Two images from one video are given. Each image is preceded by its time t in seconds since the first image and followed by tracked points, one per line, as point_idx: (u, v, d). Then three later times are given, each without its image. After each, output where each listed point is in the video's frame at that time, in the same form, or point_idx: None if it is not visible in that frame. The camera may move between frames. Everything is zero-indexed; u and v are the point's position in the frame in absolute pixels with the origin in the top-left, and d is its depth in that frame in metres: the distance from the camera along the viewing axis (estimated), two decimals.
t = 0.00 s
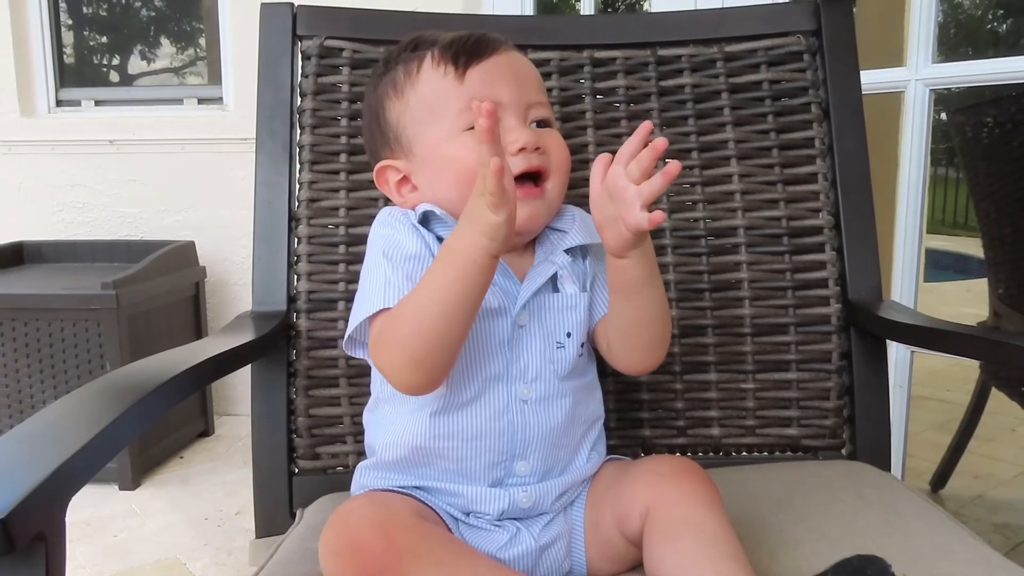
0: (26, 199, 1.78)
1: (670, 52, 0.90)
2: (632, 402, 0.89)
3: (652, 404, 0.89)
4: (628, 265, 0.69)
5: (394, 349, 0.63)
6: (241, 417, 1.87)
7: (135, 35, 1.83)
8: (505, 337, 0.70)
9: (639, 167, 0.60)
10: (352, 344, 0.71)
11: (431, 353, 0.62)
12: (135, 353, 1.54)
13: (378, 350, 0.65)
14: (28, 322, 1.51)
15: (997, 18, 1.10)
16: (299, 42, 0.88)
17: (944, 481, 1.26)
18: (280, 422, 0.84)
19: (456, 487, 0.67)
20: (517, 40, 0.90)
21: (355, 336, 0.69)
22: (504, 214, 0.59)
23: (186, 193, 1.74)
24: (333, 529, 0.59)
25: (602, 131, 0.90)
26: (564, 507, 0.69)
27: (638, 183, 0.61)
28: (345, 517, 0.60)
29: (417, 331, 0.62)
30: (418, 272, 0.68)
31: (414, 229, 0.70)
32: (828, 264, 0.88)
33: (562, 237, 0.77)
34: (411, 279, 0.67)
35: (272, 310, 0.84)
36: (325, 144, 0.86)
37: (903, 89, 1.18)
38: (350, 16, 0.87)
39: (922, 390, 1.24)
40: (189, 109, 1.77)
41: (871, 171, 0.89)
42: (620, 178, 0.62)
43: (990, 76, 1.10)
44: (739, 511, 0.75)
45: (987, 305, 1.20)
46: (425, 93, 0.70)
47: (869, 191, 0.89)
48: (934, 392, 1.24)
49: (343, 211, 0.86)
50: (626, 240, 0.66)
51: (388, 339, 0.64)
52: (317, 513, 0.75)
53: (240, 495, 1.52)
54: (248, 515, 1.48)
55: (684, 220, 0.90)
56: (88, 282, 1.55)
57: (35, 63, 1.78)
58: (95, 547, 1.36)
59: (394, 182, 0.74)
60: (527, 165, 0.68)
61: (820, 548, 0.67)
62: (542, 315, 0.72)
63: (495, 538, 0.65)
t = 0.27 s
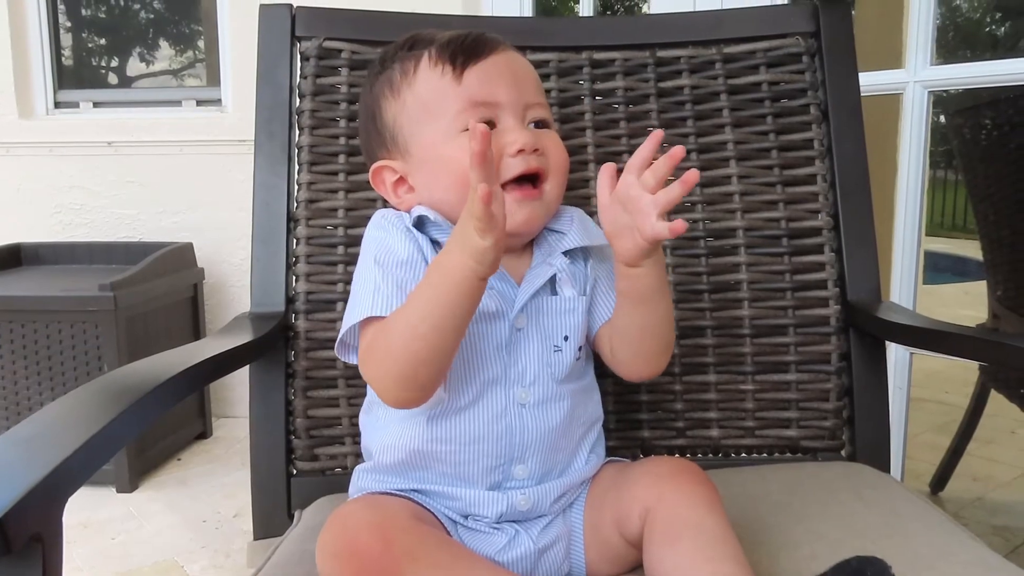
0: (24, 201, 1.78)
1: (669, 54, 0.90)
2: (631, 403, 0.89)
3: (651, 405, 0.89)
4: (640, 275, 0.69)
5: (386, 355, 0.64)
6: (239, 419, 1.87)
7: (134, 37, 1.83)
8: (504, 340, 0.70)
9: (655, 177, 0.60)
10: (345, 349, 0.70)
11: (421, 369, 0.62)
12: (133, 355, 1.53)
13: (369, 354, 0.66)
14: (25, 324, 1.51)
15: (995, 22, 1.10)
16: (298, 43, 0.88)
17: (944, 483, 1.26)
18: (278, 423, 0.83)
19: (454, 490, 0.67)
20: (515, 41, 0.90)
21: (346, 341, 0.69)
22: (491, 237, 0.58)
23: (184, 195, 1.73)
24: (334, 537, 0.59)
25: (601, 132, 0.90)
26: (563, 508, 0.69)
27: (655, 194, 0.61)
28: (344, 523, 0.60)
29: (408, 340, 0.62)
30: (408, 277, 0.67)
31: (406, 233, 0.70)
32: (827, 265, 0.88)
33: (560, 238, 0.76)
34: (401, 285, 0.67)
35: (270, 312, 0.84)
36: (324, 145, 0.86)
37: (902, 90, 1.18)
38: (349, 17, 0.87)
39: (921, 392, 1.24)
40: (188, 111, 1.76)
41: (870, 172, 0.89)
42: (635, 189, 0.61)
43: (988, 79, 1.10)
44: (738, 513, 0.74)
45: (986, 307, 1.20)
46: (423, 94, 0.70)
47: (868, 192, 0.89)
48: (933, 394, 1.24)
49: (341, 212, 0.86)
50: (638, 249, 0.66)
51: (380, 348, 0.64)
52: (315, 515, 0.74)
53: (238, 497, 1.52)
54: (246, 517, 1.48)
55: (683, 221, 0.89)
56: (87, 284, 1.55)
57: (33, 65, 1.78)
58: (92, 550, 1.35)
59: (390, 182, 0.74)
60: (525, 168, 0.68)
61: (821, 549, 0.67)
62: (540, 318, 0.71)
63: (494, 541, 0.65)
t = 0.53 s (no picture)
0: (21, 202, 1.78)
1: (663, 55, 0.90)
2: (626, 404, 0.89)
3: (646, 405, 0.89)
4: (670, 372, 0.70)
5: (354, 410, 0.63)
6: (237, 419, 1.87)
7: (131, 37, 1.83)
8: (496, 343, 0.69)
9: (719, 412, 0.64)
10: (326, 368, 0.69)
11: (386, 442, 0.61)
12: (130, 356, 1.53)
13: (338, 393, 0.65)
14: (22, 326, 1.51)
15: (993, 21, 1.09)
16: (293, 45, 0.88)
17: (941, 482, 1.27)
18: (273, 424, 0.83)
19: (446, 492, 0.67)
20: (511, 42, 0.90)
21: (326, 362, 0.67)
22: (423, 417, 0.54)
23: (182, 196, 1.73)
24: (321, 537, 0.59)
25: (595, 133, 0.90)
26: (556, 508, 0.69)
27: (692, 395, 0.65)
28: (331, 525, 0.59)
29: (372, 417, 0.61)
30: (379, 302, 0.67)
31: (385, 249, 0.71)
32: (821, 265, 0.88)
33: (551, 241, 0.77)
34: (367, 312, 0.67)
35: (265, 313, 0.84)
36: (318, 146, 0.86)
37: (897, 90, 1.18)
38: (344, 18, 0.87)
39: (917, 392, 1.24)
40: (185, 112, 1.76)
41: (864, 172, 0.89)
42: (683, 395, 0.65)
43: (985, 78, 1.10)
44: (731, 513, 0.74)
45: (983, 305, 1.20)
46: (412, 100, 0.70)
47: (862, 192, 0.89)
48: (929, 393, 1.24)
49: (336, 213, 0.86)
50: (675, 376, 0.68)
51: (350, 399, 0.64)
52: (309, 517, 0.75)
53: (236, 498, 1.52)
54: (244, 518, 1.48)
55: (678, 221, 0.90)
56: (84, 285, 1.55)
57: (30, 65, 1.78)
58: (89, 551, 1.35)
59: (376, 187, 0.75)
60: (515, 181, 0.69)
61: (815, 549, 0.67)
62: (531, 322, 0.71)
63: (486, 542, 0.65)
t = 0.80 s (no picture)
0: (19, 201, 1.78)
1: (661, 54, 0.91)
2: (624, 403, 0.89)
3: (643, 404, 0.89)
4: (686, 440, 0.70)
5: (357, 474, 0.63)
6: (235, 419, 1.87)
7: (130, 37, 1.83)
8: (501, 369, 0.68)
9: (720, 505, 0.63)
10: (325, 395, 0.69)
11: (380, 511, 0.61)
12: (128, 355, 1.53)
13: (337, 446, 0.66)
14: (20, 325, 1.51)
15: (991, 22, 1.09)
16: (291, 44, 0.88)
17: (938, 481, 1.27)
18: (271, 423, 0.84)
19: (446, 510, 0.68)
20: (508, 42, 0.90)
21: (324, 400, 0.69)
22: None
23: (180, 195, 1.73)
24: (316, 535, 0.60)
25: (593, 132, 0.90)
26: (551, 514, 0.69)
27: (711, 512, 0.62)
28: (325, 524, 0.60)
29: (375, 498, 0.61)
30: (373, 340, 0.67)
31: (385, 271, 0.71)
32: (818, 265, 0.89)
33: (566, 259, 0.76)
34: (360, 351, 0.67)
35: (264, 312, 0.84)
36: (316, 146, 0.86)
37: (895, 90, 1.18)
38: (342, 18, 0.87)
39: (914, 391, 1.24)
40: (183, 112, 1.76)
41: (861, 173, 0.89)
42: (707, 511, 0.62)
43: (983, 78, 1.10)
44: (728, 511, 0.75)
45: (981, 306, 1.21)
46: (410, 107, 0.69)
47: (859, 193, 0.89)
48: (927, 393, 1.24)
49: (333, 213, 0.86)
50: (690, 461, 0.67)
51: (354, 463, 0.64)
52: (307, 515, 0.75)
53: (234, 498, 1.52)
54: (241, 518, 1.48)
55: (675, 221, 0.90)
56: (82, 285, 1.55)
57: (28, 65, 1.78)
58: (87, 551, 1.35)
59: (384, 210, 0.73)
60: (532, 175, 0.67)
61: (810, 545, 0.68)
62: (538, 346, 0.70)
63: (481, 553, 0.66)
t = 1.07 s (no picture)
0: (16, 203, 1.78)
1: (656, 57, 0.91)
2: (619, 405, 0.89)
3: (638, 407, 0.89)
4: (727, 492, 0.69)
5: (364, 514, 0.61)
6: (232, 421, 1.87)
7: (127, 39, 1.83)
8: (532, 455, 0.64)
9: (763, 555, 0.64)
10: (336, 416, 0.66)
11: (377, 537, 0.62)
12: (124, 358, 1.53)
13: (354, 501, 0.61)
14: (16, 327, 1.51)
15: (988, 24, 1.09)
16: (286, 46, 0.88)
17: (936, 482, 1.26)
18: (266, 426, 0.84)
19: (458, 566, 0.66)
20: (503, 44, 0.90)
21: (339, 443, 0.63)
22: None
23: (176, 197, 1.73)
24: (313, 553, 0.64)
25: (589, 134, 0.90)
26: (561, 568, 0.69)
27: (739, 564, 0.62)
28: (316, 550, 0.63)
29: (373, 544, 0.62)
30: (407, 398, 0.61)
31: (427, 316, 0.63)
32: (813, 267, 0.89)
33: (609, 313, 0.69)
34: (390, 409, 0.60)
35: (259, 314, 0.84)
36: (311, 147, 0.86)
37: (889, 93, 1.18)
38: (337, 20, 0.87)
39: (910, 393, 1.24)
40: (180, 114, 1.76)
41: (855, 174, 0.89)
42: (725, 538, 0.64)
43: (978, 80, 1.10)
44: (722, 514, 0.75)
45: (977, 308, 1.20)
46: (453, 120, 0.61)
47: (854, 194, 0.89)
48: (922, 395, 1.24)
49: (329, 215, 0.86)
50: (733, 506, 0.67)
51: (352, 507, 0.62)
52: (301, 516, 0.75)
53: (230, 501, 1.52)
54: (238, 521, 1.48)
55: (670, 223, 0.90)
56: (78, 287, 1.55)
57: (25, 67, 1.78)
58: (82, 554, 1.35)
59: (419, 234, 0.66)
60: (596, 206, 0.60)
61: (806, 553, 0.67)
62: (574, 426, 0.65)
63: None
